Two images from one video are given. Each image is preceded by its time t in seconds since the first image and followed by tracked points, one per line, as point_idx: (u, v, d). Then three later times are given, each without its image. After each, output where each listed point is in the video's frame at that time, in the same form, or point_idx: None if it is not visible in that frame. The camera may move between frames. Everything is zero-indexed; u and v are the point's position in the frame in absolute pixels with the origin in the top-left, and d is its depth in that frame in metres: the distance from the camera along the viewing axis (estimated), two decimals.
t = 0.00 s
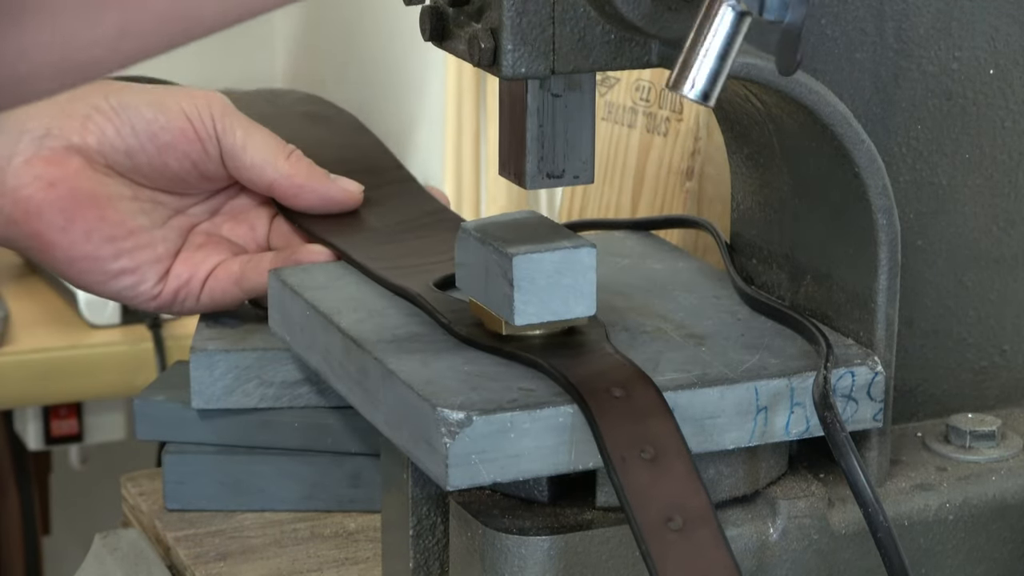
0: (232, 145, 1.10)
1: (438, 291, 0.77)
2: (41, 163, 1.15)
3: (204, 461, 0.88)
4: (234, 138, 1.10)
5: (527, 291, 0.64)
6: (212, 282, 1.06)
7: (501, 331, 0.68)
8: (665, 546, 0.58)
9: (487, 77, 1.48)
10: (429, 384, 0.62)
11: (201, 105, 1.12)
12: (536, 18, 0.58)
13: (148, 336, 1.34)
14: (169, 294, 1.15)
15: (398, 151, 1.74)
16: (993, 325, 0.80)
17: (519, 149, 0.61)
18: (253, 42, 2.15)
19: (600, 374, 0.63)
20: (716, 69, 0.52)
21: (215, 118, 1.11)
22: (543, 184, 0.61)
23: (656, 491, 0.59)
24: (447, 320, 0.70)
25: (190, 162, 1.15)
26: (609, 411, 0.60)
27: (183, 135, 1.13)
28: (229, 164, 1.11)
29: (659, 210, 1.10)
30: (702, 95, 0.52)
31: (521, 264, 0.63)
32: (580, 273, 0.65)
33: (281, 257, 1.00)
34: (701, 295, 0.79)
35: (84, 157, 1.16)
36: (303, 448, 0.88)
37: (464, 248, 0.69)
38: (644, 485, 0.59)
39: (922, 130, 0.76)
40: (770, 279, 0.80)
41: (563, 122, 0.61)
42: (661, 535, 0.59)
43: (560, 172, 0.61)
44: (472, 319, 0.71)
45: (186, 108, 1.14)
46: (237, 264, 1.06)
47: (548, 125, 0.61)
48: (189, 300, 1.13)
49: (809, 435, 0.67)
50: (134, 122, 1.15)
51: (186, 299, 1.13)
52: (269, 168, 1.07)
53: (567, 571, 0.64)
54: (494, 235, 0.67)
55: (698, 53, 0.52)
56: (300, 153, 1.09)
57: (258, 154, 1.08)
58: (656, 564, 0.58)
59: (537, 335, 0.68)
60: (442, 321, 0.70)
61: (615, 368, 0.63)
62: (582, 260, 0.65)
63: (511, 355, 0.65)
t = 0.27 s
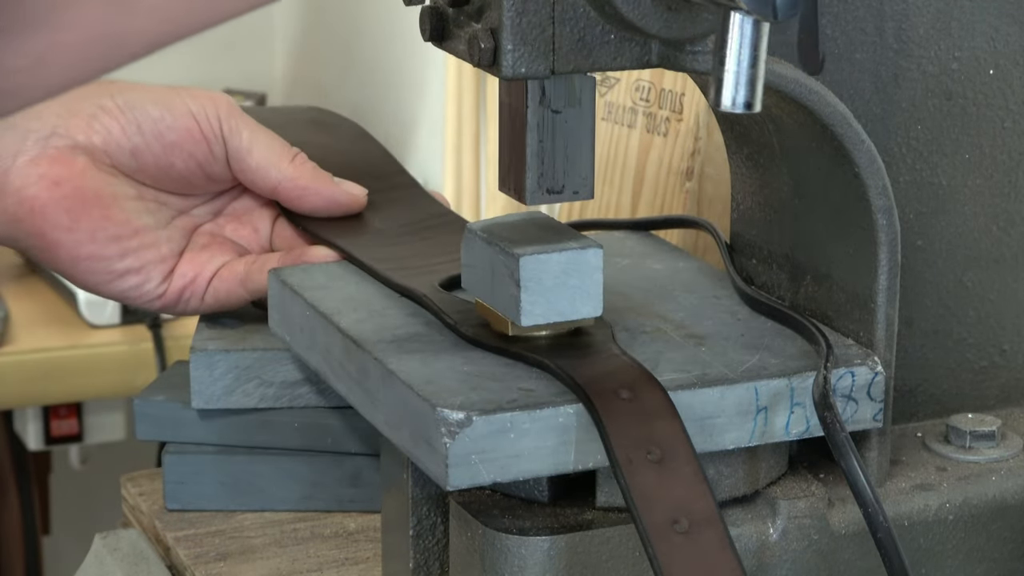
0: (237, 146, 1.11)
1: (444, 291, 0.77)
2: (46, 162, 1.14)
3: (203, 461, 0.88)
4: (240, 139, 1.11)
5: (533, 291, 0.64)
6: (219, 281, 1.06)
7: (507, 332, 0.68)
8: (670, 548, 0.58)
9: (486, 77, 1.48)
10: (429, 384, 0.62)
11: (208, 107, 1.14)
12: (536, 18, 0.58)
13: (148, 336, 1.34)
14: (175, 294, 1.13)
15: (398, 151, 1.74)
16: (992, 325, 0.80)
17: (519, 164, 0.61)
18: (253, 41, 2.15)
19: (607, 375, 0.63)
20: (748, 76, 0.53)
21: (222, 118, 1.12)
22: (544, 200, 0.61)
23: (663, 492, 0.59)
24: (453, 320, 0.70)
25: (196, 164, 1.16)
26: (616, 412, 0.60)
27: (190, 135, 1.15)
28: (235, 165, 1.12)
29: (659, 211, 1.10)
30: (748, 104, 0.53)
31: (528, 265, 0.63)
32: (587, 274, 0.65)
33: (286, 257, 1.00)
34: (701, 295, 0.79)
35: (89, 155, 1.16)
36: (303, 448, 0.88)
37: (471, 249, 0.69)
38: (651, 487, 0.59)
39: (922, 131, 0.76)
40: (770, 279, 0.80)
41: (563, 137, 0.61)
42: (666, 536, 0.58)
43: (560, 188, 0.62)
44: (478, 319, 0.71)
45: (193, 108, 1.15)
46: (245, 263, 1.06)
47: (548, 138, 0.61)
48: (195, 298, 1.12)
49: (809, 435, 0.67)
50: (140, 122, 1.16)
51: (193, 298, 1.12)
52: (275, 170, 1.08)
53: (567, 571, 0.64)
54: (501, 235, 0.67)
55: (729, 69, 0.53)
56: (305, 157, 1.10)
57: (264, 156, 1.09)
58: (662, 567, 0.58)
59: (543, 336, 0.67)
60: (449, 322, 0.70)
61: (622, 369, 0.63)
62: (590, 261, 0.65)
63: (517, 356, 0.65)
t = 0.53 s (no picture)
0: (238, 149, 1.11)
1: (446, 290, 0.77)
2: (46, 161, 1.14)
3: (203, 461, 0.88)
4: (240, 143, 1.10)
5: (538, 291, 0.64)
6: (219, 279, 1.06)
7: (510, 332, 0.68)
8: (673, 547, 0.58)
9: (486, 76, 1.48)
10: (428, 384, 0.62)
11: (208, 109, 1.13)
12: (536, 18, 0.58)
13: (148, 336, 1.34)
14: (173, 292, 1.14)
15: (398, 151, 1.74)
16: (992, 325, 0.80)
17: (519, 176, 0.62)
18: (253, 42, 2.15)
19: (611, 375, 0.63)
20: (778, 71, 0.54)
21: (222, 121, 1.12)
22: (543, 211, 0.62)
23: (665, 492, 0.59)
24: (456, 320, 0.70)
25: (196, 166, 1.16)
26: (620, 412, 0.60)
27: (190, 137, 1.14)
28: (235, 168, 1.12)
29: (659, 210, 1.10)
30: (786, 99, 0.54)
31: (533, 265, 0.63)
32: (590, 273, 0.65)
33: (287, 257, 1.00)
34: (701, 295, 0.79)
35: (89, 155, 1.15)
36: (303, 448, 0.88)
37: (475, 249, 0.69)
38: (654, 486, 0.59)
39: (922, 131, 0.76)
40: (770, 279, 0.80)
41: (563, 149, 0.61)
42: (669, 536, 0.58)
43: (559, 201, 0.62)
44: (481, 319, 0.71)
45: (193, 111, 1.14)
46: (245, 262, 1.07)
47: (549, 146, 0.61)
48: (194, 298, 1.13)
49: (809, 435, 0.67)
50: (140, 123, 1.15)
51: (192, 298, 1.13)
52: (276, 174, 1.07)
53: (567, 571, 0.64)
54: (504, 235, 0.67)
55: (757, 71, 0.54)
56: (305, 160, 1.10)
57: (265, 159, 1.09)
58: (664, 566, 0.57)
59: (546, 336, 0.68)
60: (451, 321, 0.70)
61: (625, 369, 0.63)
62: (593, 261, 0.65)
63: (521, 356, 0.65)
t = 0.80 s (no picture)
0: (247, 146, 1.11)
1: (453, 289, 0.77)
2: (57, 158, 1.15)
3: (203, 461, 0.88)
4: (249, 141, 1.11)
5: (545, 290, 0.64)
6: (229, 277, 1.05)
7: (518, 331, 0.68)
8: (680, 546, 0.58)
9: (487, 76, 1.48)
10: (428, 384, 0.62)
11: (218, 106, 1.14)
12: (536, 18, 0.58)
13: (148, 336, 1.34)
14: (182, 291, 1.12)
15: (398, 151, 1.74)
16: (993, 325, 0.80)
17: (519, 183, 0.62)
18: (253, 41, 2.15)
19: (617, 374, 0.63)
20: (793, 66, 0.55)
21: (232, 119, 1.12)
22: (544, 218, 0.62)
23: (671, 491, 0.59)
24: (464, 320, 0.70)
25: (205, 163, 1.16)
26: (628, 410, 0.61)
27: (200, 135, 1.14)
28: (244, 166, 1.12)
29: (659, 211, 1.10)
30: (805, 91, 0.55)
31: (540, 264, 0.63)
32: (598, 273, 0.65)
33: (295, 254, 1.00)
34: (700, 295, 0.79)
35: (99, 151, 1.17)
36: (303, 447, 0.88)
37: (481, 248, 0.68)
38: (660, 485, 0.59)
39: (922, 131, 0.76)
40: (770, 279, 0.80)
41: (563, 156, 0.62)
42: (675, 535, 0.58)
43: (559, 208, 0.63)
44: (490, 319, 0.71)
45: (203, 108, 1.15)
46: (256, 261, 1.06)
47: (551, 151, 0.62)
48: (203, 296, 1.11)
49: (809, 435, 0.67)
50: (152, 119, 1.16)
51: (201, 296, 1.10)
52: (286, 172, 1.08)
53: (567, 571, 0.64)
54: (512, 234, 0.66)
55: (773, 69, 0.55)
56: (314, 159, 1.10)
57: (274, 157, 1.09)
58: (671, 564, 0.57)
59: (554, 335, 0.68)
60: (460, 319, 0.71)
61: (633, 368, 0.63)
62: (601, 261, 0.65)
63: (530, 355, 0.66)
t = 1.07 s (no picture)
0: (250, 144, 1.11)
1: (454, 289, 0.77)
2: (60, 157, 1.15)
3: (204, 461, 0.88)
4: (253, 139, 1.11)
5: (545, 290, 0.64)
6: (232, 277, 1.06)
7: (517, 331, 0.68)
8: (679, 547, 0.58)
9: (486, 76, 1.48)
10: (428, 384, 0.62)
11: (224, 104, 1.14)
12: (536, 18, 0.58)
13: (148, 336, 1.34)
14: (187, 290, 1.12)
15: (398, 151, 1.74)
16: (993, 326, 0.80)
17: (518, 186, 0.63)
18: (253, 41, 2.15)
19: (617, 375, 0.63)
20: (804, 62, 0.55)
21: (237, 116, 1.13)
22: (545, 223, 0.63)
23: (671, 491, 0.59)
24: (464, 320, 0.70)
25: (209, 162, 1.16)
26: (627, 411, 0.61)
27: (204, 132, 1.15)
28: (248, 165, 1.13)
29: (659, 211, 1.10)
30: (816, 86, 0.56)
31: (540, 264, 0.63)
32: (598, 273, 0.65)
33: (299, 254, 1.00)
34: (701, 295, 0.79)
35: (102, 151, 1.17)
36: (303, 448, 0.88)
37: (481, 248, 0.68)
38: (659, 485, 0.59)
39: (922, 131, 0.76)
40: (770, 278, 0.80)
41: (563, 160, 0.62)
42: (674, 535, 0.58)
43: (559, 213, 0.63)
44: (489, 319, 0.71)
45: (207, 106, 1.15)
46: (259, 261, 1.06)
47: (550, 154, 0.62)
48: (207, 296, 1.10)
49: (809, 435, 0.67)
50: (156, 117, 1.16)
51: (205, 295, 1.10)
52: (290, 171, 1.08)
53: (567, 571, 0.64)
54: (512, 234, 0.66)
55: (786, 64, 0.55)
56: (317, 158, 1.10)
57: (279, 155, 1.09)
58: (669, 565, 0.57)
59: (554, 335, 0.68)
60: (459, 320, 0.71)
61: (632, 368, 0.63)
62: (600, 261, 0.65)
63: (529, 355, 0.66)
